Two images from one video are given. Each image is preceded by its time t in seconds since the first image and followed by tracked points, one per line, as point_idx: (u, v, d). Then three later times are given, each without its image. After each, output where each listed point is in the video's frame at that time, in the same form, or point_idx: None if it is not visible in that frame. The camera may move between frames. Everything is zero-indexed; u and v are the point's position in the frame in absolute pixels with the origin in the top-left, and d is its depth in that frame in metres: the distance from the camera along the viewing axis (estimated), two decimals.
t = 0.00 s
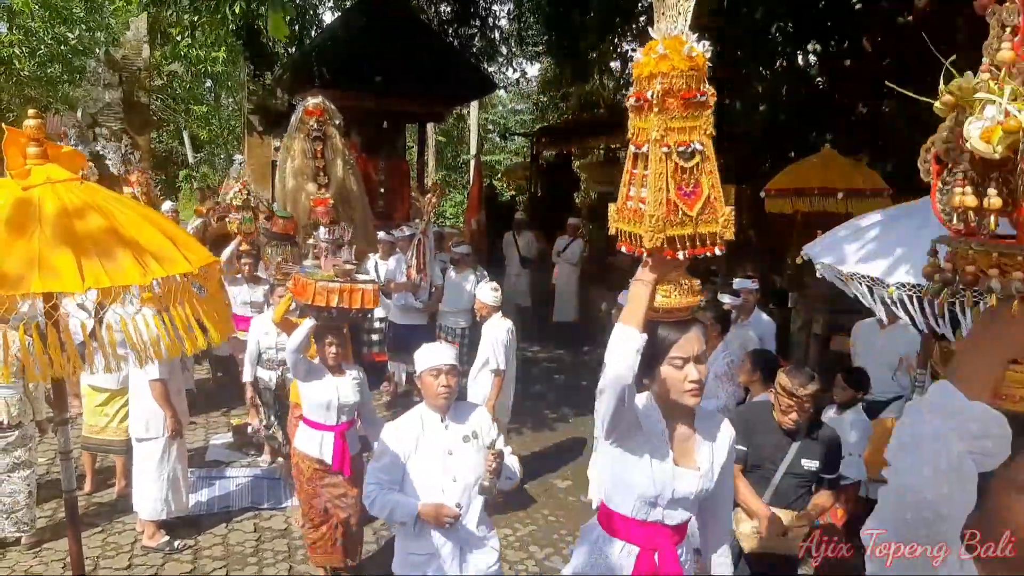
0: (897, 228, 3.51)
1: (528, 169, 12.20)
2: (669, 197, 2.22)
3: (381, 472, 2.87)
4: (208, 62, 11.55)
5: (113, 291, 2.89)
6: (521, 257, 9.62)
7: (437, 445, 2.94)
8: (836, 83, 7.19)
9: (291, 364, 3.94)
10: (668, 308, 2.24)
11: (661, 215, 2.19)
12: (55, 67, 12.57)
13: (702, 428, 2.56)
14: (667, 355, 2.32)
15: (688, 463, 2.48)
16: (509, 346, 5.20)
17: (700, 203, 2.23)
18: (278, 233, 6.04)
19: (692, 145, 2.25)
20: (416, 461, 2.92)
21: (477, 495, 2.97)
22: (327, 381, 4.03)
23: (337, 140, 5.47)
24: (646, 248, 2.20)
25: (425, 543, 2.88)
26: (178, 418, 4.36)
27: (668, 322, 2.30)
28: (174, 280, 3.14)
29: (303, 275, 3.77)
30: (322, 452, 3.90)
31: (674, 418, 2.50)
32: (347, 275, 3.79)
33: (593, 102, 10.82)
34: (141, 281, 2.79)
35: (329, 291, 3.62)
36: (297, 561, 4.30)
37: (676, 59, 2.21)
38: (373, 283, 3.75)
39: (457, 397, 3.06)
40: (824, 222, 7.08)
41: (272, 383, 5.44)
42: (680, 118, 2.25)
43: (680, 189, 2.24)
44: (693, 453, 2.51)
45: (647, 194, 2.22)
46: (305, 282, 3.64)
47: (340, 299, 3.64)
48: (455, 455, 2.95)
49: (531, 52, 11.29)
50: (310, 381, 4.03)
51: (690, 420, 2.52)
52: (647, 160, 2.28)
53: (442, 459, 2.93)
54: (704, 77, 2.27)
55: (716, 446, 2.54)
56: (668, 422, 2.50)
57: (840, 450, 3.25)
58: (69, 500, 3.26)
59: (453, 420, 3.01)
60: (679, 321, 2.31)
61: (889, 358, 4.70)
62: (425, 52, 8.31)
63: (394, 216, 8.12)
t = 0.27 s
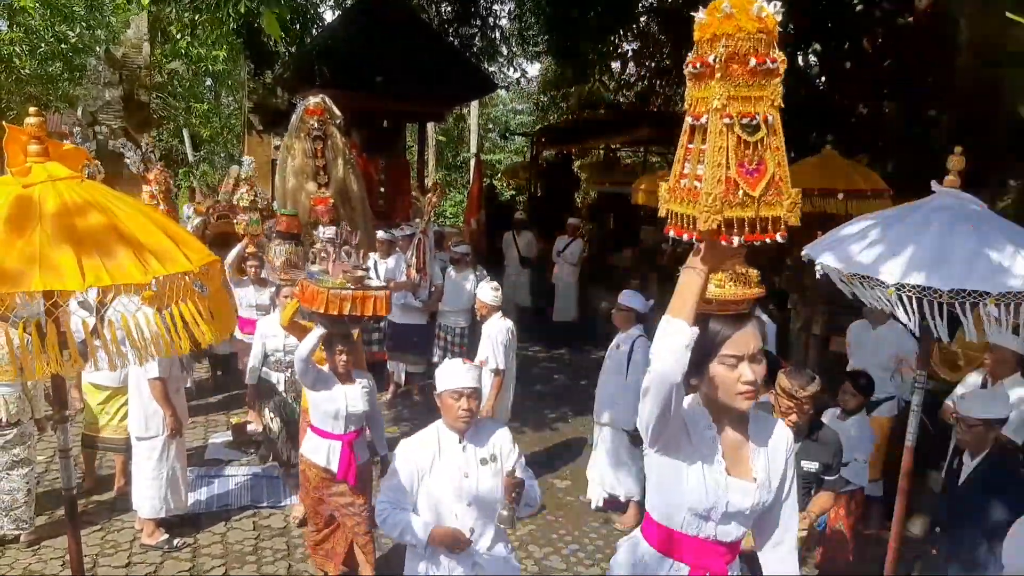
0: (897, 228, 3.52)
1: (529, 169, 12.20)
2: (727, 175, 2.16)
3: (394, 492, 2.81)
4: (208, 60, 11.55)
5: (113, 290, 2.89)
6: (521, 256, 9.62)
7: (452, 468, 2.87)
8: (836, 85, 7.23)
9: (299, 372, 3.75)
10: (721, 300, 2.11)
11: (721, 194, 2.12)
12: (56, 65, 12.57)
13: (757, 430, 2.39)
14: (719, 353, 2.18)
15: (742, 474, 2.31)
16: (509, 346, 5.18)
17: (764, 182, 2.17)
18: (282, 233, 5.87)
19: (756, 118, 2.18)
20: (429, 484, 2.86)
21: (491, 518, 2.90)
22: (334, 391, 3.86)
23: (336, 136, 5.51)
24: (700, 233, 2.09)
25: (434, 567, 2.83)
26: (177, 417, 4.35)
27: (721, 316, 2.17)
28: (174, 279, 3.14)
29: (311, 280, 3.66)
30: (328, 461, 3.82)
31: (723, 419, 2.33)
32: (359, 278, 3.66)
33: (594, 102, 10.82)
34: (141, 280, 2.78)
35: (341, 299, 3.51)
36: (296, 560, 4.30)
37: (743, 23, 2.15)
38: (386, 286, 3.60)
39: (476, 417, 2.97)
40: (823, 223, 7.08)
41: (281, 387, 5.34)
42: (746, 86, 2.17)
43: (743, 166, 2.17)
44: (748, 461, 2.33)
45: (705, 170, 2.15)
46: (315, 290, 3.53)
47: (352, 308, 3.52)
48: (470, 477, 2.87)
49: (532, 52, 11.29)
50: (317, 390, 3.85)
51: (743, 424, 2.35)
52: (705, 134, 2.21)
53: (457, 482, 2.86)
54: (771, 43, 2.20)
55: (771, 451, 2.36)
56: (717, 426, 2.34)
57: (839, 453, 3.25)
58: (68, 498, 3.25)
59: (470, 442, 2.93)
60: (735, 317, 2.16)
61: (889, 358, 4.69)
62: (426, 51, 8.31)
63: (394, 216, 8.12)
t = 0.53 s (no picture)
0: (898, 225, 3.50)
1: (530, 166, 12.18)
2: (801, 116, 1.96)
3: (423, 485, 2.79)
4: (209, 57, 11.55)
5: (112, 287, 2.88)
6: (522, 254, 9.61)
7: (483, 465, 2.84)
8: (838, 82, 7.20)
9: (321, 381, 3.71)
10: (790, 261, 1.94)
11: (796, 136, 1.92)
12: (57, 62, 12.59)
13: (819, 408, 2.30)
14: (780, 325, 2.05)
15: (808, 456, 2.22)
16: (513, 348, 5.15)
17: (843, 124, 1.96)
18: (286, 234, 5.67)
19: (838, 51, 1.97)
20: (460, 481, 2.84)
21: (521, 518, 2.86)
22: (356, 398, 3.83)
23: (337, 136, 5.83)
24: (761, 183, 1.95)
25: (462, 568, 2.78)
26: (177, 414, 4.35)
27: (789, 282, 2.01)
28: (174, 277, 3.13)
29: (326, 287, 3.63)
30: (352, 471, 3.76)
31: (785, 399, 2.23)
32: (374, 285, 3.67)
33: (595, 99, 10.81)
34: (140, 278, 2.78)
35: (362, 302, 3.50)
36: (296, 558, 4.30)
37: None
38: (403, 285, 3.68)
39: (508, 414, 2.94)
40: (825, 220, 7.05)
41: (283, 392, 4.84)
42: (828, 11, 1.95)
43: (819, 108, 1.97)
44: (812, 443, 2.25)
45: (773, 108, 1.96)
46: (335, 294, 3.49)
47: (374, 310, 3.51)
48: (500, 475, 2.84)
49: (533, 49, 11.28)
50: (339, 398, 3.82)
51: (804, 403, 2.27)
52: (776, 67, 2.00)
53: (488, 480, 2.84)
54: None
55: (830, 428, 2.28)
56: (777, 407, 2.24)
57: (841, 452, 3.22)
58: (67, 496, 3.25)
59: (502, 438, 2.89)
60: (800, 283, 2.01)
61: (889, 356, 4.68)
62: (428, 48, 8.30)
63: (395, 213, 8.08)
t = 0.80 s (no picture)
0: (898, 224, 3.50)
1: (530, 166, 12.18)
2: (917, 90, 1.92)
3: (444, 461, 2.68)
4: (210, 58, 11.58)
5: (110, 287, 2.88)
6: (522, 253, 9.62)
7: (508, 439, 2.71)
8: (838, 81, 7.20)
9: (341, 389, 3.43)
10: (900, 259, 1.74)
11: (908, 111, 1.87)
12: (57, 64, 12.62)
13: (927, 430, 2.02)
14: (893, 330, 1.75)
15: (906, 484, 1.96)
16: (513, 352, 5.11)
17: (957, 99, 1.96)
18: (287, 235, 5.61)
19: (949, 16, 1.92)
20: (484, 457, 2.69)
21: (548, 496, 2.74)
22: (378, 406, 3.56)
23: (337, 135, 5.91)
24: (876, 167, 1.79)
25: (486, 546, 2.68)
26: (177, 415, 4.35)
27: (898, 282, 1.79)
28: (172, 277, 3.13)
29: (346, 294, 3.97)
30: (371, 479, 3.54)
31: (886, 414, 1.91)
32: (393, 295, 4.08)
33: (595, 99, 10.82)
34: (138, 278, 2.78)
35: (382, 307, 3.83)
36: (296, 558, 4.30)
37: None
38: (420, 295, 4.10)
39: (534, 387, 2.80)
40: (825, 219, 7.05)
41: (282, 399, 4.69)
42: None
43: (934, 81, 1.94)
44: (916, 472, 1.97)
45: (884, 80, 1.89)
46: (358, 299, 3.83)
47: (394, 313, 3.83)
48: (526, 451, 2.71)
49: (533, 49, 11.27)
50: (358, 405, 3.55)
51: (913, 425, 1.97)
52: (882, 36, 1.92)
53: (514, 456, 2.70)
54: None
55: (941, 460, 2.03)
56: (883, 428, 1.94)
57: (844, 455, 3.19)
58: (67, 496, 3.25)
59: (527, 411, 2.76)
60: (912, 285, 1.79)
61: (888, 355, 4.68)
62: (427, 48, 8.31)
63: (395, 213, 8.07)
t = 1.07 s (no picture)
0: (899, 225, 3.50)
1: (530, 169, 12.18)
2: None
3: (451, 469, 2.63)
4: (210, 62, 11.58)
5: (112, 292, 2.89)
6: (523, 256, 9.62)
7: (517, 447, 2.66)
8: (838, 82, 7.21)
9: (361, 407, 3.41)
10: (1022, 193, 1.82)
11: None
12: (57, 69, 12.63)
13: None
14: None
15: None
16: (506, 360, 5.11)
17: None
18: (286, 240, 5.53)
19: None
20: (492, 465, 2.64)
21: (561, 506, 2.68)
22: (396, 425, 3.51)
23: (338, 140, 5.91)
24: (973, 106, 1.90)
25: (494, 555, 2.63)
26: (179, 419, 4.36)
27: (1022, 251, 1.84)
28: (174, 281, 3.14)
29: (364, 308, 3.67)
30: (391, 503, 3.50)
31: (1018, 398, 1.93)
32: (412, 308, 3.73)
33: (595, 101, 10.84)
34: (140, 282, 2.79)
35: (403, 323, 3.52)
36: (299, 562, 4.31)
37: None
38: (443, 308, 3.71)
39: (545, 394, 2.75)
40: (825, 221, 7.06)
41: (282, 409, 4.63)
42: None
43: None
44: None
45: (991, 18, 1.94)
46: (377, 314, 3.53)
47: (415, 330, 3.52)
48: (537, 460, 2.65)
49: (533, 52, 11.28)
50: (378, 423, 3.52)
51: None
52: None
53: (523, 464, 2.64)
54: None
55: None
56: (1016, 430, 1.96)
57: (847, 456, 3.19)
58: (70, 501, 3.25)
59: (538, 419, 2.71)
60: None
61: (889, 356, 4.69)
62: (428, 51, 8.32)
63: (396, 216, 8.07)
